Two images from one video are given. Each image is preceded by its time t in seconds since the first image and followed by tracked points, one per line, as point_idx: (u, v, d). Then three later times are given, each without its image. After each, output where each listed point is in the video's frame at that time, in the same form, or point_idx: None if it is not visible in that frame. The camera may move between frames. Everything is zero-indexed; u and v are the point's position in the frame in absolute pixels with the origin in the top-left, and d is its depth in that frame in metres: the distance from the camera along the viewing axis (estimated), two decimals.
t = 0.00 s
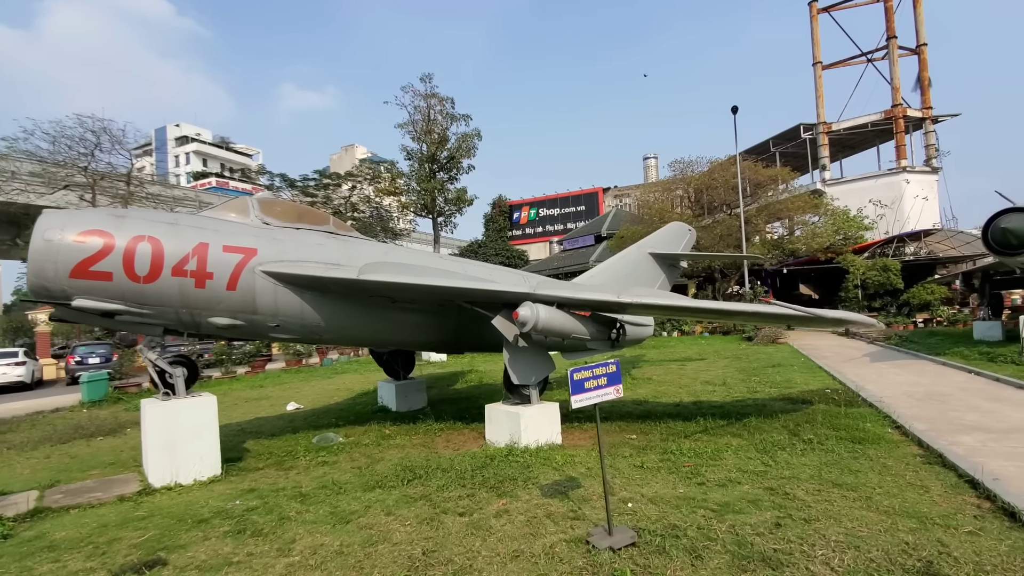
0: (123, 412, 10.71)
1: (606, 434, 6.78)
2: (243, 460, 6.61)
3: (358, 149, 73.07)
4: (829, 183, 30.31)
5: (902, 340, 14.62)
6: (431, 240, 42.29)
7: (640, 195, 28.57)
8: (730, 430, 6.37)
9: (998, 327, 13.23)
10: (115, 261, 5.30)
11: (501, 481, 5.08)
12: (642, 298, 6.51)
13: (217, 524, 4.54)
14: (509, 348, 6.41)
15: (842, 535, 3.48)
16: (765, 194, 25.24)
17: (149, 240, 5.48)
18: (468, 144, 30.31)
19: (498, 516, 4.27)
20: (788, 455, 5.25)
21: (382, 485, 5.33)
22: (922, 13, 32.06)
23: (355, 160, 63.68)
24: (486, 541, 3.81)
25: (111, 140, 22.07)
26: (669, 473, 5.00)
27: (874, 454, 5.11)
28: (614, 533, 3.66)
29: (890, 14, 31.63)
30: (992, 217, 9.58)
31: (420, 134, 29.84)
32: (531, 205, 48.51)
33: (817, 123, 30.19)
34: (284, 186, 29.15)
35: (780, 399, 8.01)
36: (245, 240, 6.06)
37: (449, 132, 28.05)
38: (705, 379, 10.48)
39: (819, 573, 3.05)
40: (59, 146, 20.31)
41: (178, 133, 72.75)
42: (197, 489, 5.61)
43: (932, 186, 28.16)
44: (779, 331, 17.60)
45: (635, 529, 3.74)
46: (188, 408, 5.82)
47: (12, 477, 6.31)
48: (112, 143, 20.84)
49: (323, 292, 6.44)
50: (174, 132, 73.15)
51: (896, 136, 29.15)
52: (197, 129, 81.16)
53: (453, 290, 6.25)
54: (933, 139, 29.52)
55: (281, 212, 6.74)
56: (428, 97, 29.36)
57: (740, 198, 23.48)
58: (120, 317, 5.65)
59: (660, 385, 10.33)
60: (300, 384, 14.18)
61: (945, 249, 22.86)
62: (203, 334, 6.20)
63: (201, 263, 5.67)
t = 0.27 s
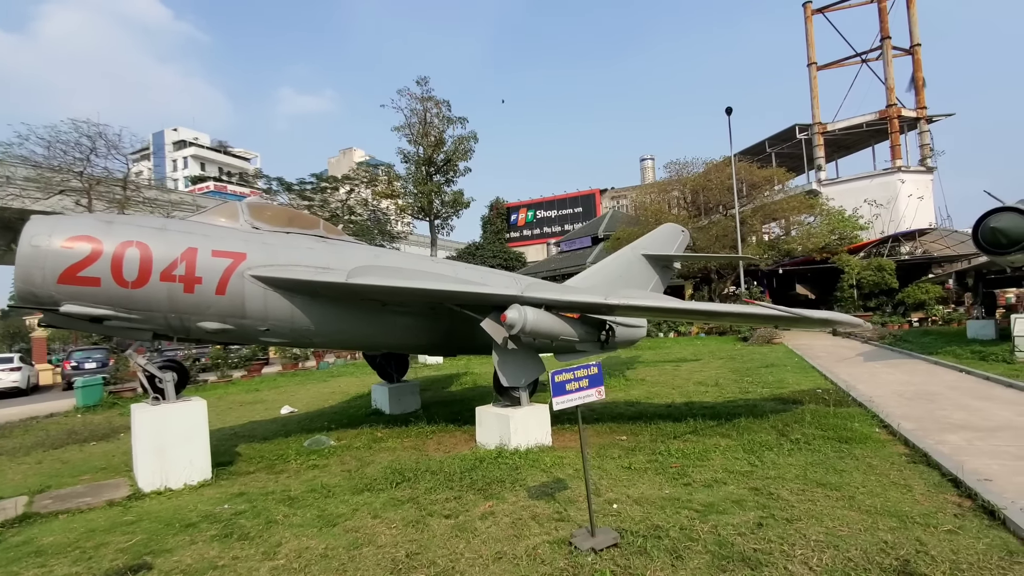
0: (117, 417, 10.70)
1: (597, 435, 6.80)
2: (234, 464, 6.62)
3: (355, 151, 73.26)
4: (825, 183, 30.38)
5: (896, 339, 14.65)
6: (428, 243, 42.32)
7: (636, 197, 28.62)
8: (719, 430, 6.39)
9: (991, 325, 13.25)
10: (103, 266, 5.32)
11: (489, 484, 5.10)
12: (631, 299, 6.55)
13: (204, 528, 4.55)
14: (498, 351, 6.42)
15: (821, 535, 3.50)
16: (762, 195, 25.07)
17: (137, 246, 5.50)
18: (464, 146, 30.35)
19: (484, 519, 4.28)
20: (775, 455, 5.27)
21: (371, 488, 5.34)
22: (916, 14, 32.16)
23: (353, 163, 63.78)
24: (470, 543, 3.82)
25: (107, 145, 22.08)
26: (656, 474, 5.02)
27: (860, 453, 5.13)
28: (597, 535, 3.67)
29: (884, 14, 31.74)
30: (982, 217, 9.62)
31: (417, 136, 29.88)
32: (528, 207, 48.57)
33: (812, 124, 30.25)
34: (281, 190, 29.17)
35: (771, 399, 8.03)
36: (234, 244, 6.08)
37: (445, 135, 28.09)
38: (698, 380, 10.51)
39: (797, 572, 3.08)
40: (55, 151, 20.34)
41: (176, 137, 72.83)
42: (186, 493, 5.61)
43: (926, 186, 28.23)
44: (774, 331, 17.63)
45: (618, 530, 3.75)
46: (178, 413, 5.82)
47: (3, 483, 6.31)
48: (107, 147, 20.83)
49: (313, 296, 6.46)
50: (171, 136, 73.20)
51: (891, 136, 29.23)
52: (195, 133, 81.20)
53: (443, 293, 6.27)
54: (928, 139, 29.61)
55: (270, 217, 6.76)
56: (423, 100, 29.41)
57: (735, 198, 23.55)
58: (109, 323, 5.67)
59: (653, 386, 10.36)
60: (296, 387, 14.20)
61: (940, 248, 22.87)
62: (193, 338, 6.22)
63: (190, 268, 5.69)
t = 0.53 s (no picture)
0: (111, 419, 10.73)
1: (586, 434, 6.84)
2: (225, 464, 6.65)
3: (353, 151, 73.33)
4: (821, 182, 30.43)
5: (890, 337, 14.69)
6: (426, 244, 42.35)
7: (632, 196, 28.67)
8: (707, 429, 6.43)
9: (984, 323, 13.29)
10: (92, 269, 5.35)
11: (476, 483, 5.14)
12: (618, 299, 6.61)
13: (191, 528, 4.58)
14: (486, 351, 6.46)
15: (798, 531, 3.55)
16: (758, 195, 25.08)
17: (126, 248, 5.54)
18: (461, 147, 30.36)
19: (468, 517, 4.32)
20: (759, 453, 5.31)
21: (359, 488, 5.37)
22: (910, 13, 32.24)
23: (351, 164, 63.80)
24: (453, 540, 3.86)
25: (103, 147, 22.11)
26: (641, 472, 5.06)
27: (844, 451, 5.17)
28: (578, 532, 3.71)
29: (878, 13, 31.82)
30: (971, 215, 9.68)
31: (414, 137, 29.89)
32: (526, 207, 48.62)
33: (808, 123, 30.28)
34: (278, 191, 29.20)
35: (761, 397, 8.08)
36: (224, 246, 6.12)
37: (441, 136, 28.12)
38: (690, 379, 10.55)
39: (771, 567, 3.12)
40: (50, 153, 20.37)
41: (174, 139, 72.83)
42: (176, 494, 5.64)
43: (921, 184, 28.29)
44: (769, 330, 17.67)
45: (598, 527, 3.79)
46: (167, 414, 5.85)
47: None
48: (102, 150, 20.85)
49: (303, 297, 6.50)
50: (168, 138, 73.20)
51: (886, 135, 29.29)
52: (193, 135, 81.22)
53: (431, 294, 6.32)
54: (922, 137, 29.68)
55: (260, 219, 6.80)
56: (420, 101, 29.44)
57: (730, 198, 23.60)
58: (98, 325, 5.70)
59: (646, 385, 10.40)
60: (290, 389, 14.22)
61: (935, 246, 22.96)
62: (183, 340, 6.26)
63: (179, 270, 5.73)
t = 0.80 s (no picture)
0: (114, 414, 10.90)
1: (579, 430, 6.92)
2: (223, 459, 6.78)
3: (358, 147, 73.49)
4: (824, 178, 30.28)
5: (889, 334, 14.66)
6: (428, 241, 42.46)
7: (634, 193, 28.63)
8: (697, 425, 6.50)
9: (983, 321, 13.26)
10: (90, 267, 5.46)
11: (466, 477, 5.23)
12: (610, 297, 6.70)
13: (187, 521, 4.71)
14: (479, 348, 6.52)
15: (775, 526, 3.62)
16: (761, 192, 25.06)
17: (124, 246, 5.64)
18: (463, 144, 30.37)
19: (456, 511, 4.41)
20: (747, 450, 5.36)
21: (353, 482, 5.48)
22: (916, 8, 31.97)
23: (354, 161, 63.96)
24: (439, 534, 3.95)
25: (107, 144, 22.29)
26: (628, 468, 5.13)
27: (830, 448, 5.21)
28: (561, 526, 3.79)
29: (883, 8, 31.56)
30: (966, 214, 9.68)
31: (416, 134, 29.93)
32: (529, 204, 48.64)
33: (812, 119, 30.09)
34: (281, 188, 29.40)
35: (755, 394, 8.13)
36: (221, 245, 6.22)
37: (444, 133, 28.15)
38: (687, 376, 10.60)
39: (745, 561, 3.19)
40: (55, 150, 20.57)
41: (179, 136, 73.22)
42: (173, 489, 5.76)
43: (925, 181, 28.09)
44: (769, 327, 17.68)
45: (581, 522, 3.87)
46: (166, 409, 5.97)
47: None
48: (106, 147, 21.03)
49: (299, 295, 6.60)
50: (174, 135, 73.63)
51: (890, 131, 29.11)
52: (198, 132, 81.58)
53: (425, 292, 6.40)
54: (927, 133, 29.48)
55: (257, 217, 6.90)
56: (422, 98, 29.51)
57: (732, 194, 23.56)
58: (98, 322, 5.82)
59: (642, 382, 10.46)
60: (291, 384, 14.36)
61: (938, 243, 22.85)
62: (181, 337, 6.37)
63: (177, 268, 5.83)
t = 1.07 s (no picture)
0: (123, 409, 11.12)
1: (576, 426, 6.97)
2: (225, 454, 6.90)
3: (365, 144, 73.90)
4: (833, 173, 29.96)
5: (895, 330, 14.53)
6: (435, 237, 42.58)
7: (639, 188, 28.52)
8: (693, 422, 6.53)
9: (990, 317, 13.12)
10: (95, 265, 5.59)
11: (461, 472, 5.31)
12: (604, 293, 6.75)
13: (188, 513, 4.83)
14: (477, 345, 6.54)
15: (760, 522, 3.65)
16: (766, 187, 25.04)
17: (127, 245, 5.76)
18: (469, 140, 30.40)
19: (448, 505, 4.48)
20: (740, 446, 5.38)
21: (350, 476, 5.58)
22: None
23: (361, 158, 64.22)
24: (430, 527, 4.02)
25: (117, 143, 22.57)
26: (621, 464, 5.18)
27: (824, 445, 5.22)
28: (549, 520, 3.85)
29: None
30: (969, 209, 9.60)
31: (422, 130, 29.97)
32: (535, 200, 48.58)
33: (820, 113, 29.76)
34: (289, 186, 29.72)
35: (753, 391, 8.14)
36: (222, 243, 6.32)
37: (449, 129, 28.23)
38: (688, 372, 10.60)
39: (728, 555, 3.23)
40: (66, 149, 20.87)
41: (189, 134, 73.87)
42: (176, 482, 5.89)
43: (935, 175, 27.70)
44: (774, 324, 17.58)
45: (569, 516, 3.93)
46: (169, 404, 6.11)
47: (8, 472, 6.67)
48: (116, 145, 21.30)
49: (300, 292, 6.70)
50: (184, 133, 74.35)
51: (900, 125, 28.73)
52: (207, 130, 82.20)
53: (422, 289, 6.47)
54: (937, 127, 29.06)
55: (258, 215, 6.99)
56: (428, 95, 29.60)
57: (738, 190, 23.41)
58: (103, 319, 5.95)
59: (643, 378, 10.47)
60: (297, 380, 14.53)
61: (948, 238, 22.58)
62: (184, 333, 6.50)
63: (179, 266, 5.94)
